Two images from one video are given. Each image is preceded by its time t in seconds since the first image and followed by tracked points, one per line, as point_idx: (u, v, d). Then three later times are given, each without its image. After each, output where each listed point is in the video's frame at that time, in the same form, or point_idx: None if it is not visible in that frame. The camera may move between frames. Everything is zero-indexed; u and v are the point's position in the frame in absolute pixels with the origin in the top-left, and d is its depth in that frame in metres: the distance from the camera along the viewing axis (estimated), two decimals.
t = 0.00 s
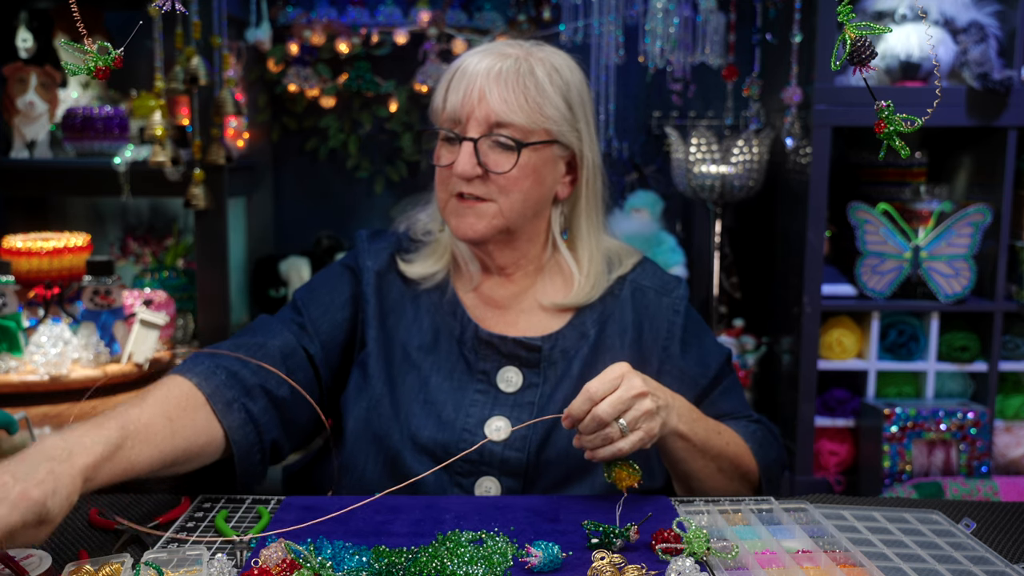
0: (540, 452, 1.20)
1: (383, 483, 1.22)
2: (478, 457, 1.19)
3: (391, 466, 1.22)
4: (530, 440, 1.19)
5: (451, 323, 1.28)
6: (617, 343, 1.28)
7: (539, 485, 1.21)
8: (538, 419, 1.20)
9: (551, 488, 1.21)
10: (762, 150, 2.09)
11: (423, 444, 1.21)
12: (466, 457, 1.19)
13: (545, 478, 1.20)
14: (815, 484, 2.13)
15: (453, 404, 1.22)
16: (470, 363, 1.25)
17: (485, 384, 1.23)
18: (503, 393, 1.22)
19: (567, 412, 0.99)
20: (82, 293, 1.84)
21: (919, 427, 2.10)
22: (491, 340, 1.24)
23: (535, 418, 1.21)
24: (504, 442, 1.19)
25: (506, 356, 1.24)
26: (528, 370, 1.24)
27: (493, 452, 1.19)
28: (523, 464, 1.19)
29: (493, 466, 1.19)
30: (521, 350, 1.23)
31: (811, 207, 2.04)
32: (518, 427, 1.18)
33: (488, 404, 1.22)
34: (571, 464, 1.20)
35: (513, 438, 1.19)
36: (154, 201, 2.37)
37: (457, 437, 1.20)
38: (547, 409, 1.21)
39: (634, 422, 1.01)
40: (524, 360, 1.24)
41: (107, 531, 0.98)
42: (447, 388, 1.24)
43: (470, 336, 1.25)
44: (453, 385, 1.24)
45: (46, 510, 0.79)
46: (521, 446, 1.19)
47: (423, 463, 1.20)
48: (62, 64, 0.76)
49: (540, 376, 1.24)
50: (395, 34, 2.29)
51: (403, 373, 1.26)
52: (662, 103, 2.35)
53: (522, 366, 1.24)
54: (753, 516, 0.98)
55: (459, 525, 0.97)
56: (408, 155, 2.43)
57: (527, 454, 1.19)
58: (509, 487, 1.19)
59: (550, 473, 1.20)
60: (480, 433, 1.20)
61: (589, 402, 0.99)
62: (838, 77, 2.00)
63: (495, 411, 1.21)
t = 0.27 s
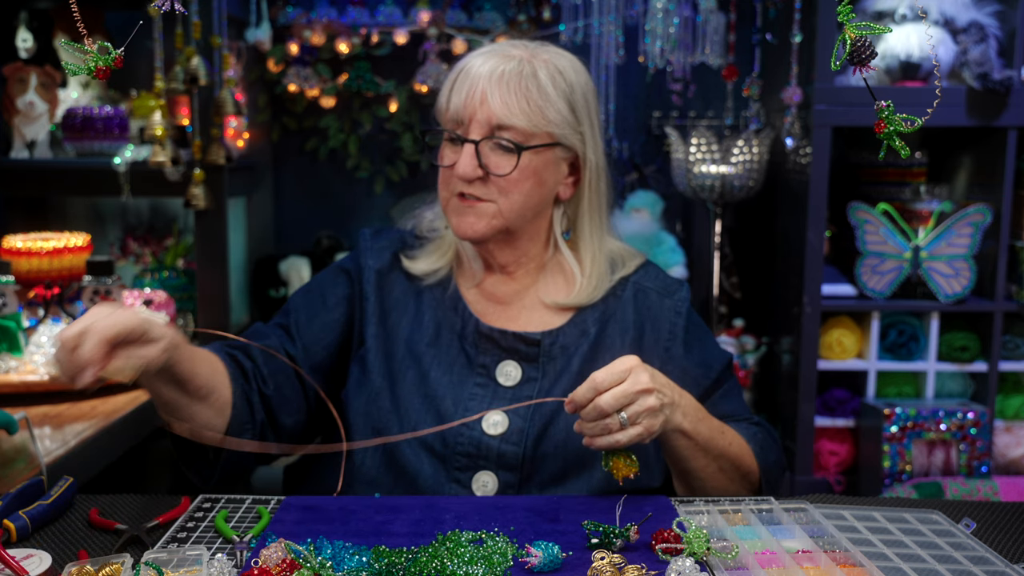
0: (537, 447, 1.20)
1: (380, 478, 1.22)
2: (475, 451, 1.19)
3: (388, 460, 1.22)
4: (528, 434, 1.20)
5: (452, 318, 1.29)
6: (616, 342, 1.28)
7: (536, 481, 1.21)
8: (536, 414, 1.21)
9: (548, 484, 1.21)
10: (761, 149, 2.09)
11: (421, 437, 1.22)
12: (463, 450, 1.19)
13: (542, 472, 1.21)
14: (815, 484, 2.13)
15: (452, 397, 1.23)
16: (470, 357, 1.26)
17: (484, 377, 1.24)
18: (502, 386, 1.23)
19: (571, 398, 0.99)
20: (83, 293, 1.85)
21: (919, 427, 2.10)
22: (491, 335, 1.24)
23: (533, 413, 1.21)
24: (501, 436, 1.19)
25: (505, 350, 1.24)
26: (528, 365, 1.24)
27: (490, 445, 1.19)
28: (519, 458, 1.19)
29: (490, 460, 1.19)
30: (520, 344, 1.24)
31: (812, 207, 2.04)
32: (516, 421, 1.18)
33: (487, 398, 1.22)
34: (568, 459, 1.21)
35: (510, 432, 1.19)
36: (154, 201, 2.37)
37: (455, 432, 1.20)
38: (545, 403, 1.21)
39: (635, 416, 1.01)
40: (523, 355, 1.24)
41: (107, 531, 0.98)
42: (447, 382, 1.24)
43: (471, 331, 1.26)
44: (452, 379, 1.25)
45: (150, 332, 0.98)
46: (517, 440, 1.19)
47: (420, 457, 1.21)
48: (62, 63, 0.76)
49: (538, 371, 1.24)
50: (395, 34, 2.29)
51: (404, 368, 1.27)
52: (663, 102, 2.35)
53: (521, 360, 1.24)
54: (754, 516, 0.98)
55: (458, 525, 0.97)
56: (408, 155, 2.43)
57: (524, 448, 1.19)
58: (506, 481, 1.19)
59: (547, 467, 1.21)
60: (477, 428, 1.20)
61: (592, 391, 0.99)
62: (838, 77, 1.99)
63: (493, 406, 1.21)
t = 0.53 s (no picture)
0: (536, 433, 1.21)
1: (378, 466, 1.23)
2: (474, 436, 1.22)
3: (387, 444, 1.24)
4: (527, 421, 1.21)
5: (457, 307, 1.31)
6: (621, 339, 1.26)
7: (534, 470, 1.21)
8: (536, 402, 1.22)
9: (546, 473, 1.21)
10: (762, 149, 2.14)
11: (422, 421, 1.24)
12: (463, 435, 1.22)
13: (540, 461, 1.21)
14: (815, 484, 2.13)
15: (454, 384, 1.24)
16: (473, 346, 1.27)
17: (487, 365, 1.24)
18: (504, 374, 1.23)
19: (626, 359, 1.06)
20: (82, 294, 1.84)
21: (919, 427, 2.11)
22: (496, 323, 1.27)
23: (534, 400, 1.22)
24: (501, 422, 1.22)
25: (508, 339, 1.26)
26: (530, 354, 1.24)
27: (490, 431, 1.21)
28: (517, 444, 1.21)
29: (489, 446, 1.21)
30: (522, 333, 1.26)
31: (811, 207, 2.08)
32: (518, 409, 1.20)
33: (488, 385, 1.23)
34: (567, 449, 1.21)
35: (509, 418, 1.21)
36: (154, 201, 2.36)
37: (457, 418, 1.23)
38: (546, 392, 1.22)
39: (684, 392, 1.08)
40: (526, 344, 1.25)
41: (107, 531, 0.98)
42: (449, 371, 1.25)
43: (477, 320, 1.28)
44: (455, 366, 1.26)
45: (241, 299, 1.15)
46: (516, 426, 1.21)
47: (421, 441, 1.23)
48: (62, 64, 0.77)
49: (541, 360, 1.24)
50: (395, 34, 2.32)
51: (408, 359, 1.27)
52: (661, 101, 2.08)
53: (523, 349, 1.25)
54: (754, 517, 0.98)
55: (458, 525, 0.97)
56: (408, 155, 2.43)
57: (522, 434, 1.21)
58: (504, 467, 1.21)
59: (545, 455, 1.21)
60: (477, 414, 1.22)
61: (648, 359, 1.07)
62: (838, 77, 2.05)
63: (495, 393, 1.23)
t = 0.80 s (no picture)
0: (532, 415, 1.25)
1: (379, 451, 1.27)
2: (472, 418, 1.25)
3: (391, 430, 1.29)
4: (522, 403, 1.25)
5: (456, 299, 1.35)
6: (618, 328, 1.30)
7: (531, 451, 1.25)
8: (532, 385, 1.26)
9: (541, 454, 1.25)
10: (762, 150, 2.08)
11: (421, 405, 1.28)
12: (461, 418, 1.26)
13: (537, 442, 1.25)
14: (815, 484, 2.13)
15: (453, 368, 1.29)
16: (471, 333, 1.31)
17: (485, 351, 1.29)
18: (501, 359, 1.28)
19: (687, 334, 1.17)
20: (82, 293, 1.80)
21: (919, 427, 2.11)
22: (494, 310, 1.33)
23: (529, 384, 1.26)
24: (497, 405, 1.25)
25: (506, 326, 1.31)
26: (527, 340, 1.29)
27: (487, 414, 1.25)
28: (514, 425, 1.24)
29: (486, 428, 1.25)
30: (520, 319, 1.31)
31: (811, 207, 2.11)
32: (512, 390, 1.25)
33: (486, 369, 1.28)
34: (563, 432, 1.25)
35: (506, 401, 1.25)
36: (154, 201, 2.37)
37: (456, 400, 1.27)
38: (541, 376, 1.27)
39: (752, 352, 1.14)
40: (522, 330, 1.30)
41: (107, 531, 0.98)
42: (449, 356, 1.30)
43: (475, 309, 1.33)
44: (454, 353, 1.30)
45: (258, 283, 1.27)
46: (513, 408, 1.25)
47: (419, 426, 1.27)
48: (59, 63, 0.76)
49: (537, 346, 1.29)
50: (395, 34, 2.30)
51: (411, 351, 1.32)
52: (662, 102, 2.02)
53: (520, 336, 1.29)
54: (754, 517, 0.98)
55: (458, 525, 0.97)
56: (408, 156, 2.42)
57: (517, 416, 1.25)
58: (500, 448, 1.24)
59: (542, 437, 1.25)
60: (475, 397, 1.26)
61: (708, 327, 1.16)
62: (838, 77, 2.09)
63: (492, 376, 1.27)
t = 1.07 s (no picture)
0: (529, 402, 1.23)
1: (375, 442, 1.25)
2: (470, 407, 1.23)
3: (389, 420, 1.27)
4: (519, 390, 1.23)
5: (452, 293, 1.34)
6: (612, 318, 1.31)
7: (530, 438, 1.23)
8: (529, 372, 1.24)
9: (539, 442, 1.23)
10: (762, 150, 2.09)
11: (418, 397, 1.26)
12: (458, 407, 1.23)
13: (534, 429, 1.23)
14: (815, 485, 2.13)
15: (450, 358, 1.27)
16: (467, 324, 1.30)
17: (481, 341, 1.28)
18: (497, 348, 1.26)
19: (759, 325, 1.06)
20: (82, 293, 1.83)
21: (919, 428, 2.11)
22: (489, 301, 1.31)
23: (526, 371, 1.24)
24: (494, 392, 1.23)
25: (501, 316, 1.30)
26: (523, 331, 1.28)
27: (484, 402, 1.23)
28: (511, 412, 1.22)
29: (484, 416, 1.23)
30: (515, 308, 1.30)
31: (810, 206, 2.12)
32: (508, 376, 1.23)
33: (483, 358, 1.26)
34: (560, 418, 1.23)
35: (503, 388, 1.23)
36: (154, 201, 2.35)
37: (452, 390, 1.24)
38: (538, 364, 1.25)
39: (825, 339, 1.05)
40: (517, 319, 1.29)
41: (108, 531, 0.98)
42: (445, 347, 1.28)
43: (470, 301, 1.32)
44: (451, 343, 1.29)
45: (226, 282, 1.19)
46: (510, 395, 1.23)
47: (416, 416, 1.25)
48: (63, 63, 0.76)
49: (532, 334, 1.27)
50: (395, 34, 2.31)
51: (407, 344, 1.31)
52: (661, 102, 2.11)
53: (514, 325, 1.29)
54: (754, 517, 0.98)
55: (458, 525, 0.97)
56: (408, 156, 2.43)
57: (514, 403, 1.22)
58: (499, 435, 1.22)
59: (539, 423, 1.23)
60: (472, 385, 1.24)
61: (780, 316, 1.06)
62: (838, 78, 2.07)
63: (489, 365, 1.25)
